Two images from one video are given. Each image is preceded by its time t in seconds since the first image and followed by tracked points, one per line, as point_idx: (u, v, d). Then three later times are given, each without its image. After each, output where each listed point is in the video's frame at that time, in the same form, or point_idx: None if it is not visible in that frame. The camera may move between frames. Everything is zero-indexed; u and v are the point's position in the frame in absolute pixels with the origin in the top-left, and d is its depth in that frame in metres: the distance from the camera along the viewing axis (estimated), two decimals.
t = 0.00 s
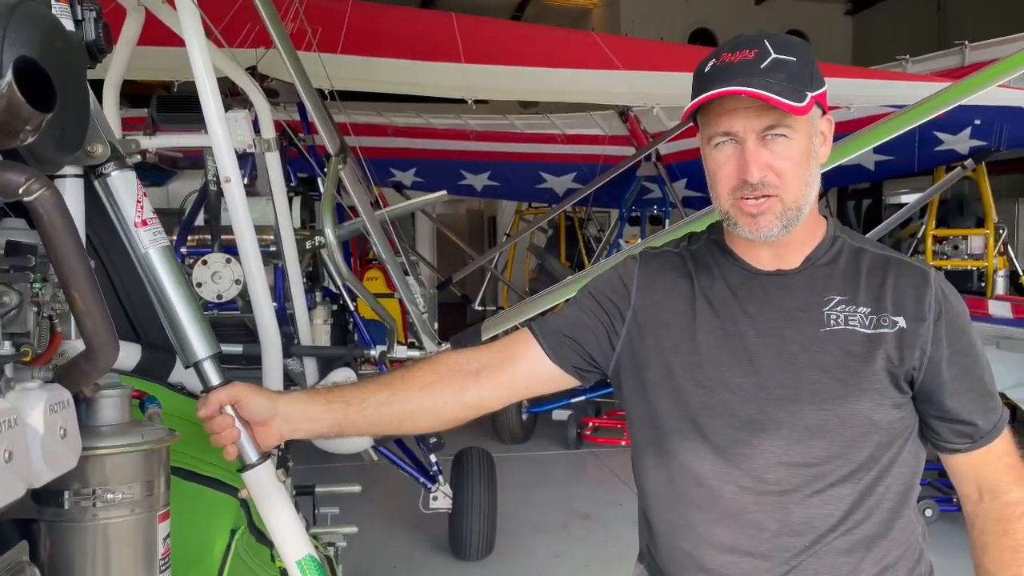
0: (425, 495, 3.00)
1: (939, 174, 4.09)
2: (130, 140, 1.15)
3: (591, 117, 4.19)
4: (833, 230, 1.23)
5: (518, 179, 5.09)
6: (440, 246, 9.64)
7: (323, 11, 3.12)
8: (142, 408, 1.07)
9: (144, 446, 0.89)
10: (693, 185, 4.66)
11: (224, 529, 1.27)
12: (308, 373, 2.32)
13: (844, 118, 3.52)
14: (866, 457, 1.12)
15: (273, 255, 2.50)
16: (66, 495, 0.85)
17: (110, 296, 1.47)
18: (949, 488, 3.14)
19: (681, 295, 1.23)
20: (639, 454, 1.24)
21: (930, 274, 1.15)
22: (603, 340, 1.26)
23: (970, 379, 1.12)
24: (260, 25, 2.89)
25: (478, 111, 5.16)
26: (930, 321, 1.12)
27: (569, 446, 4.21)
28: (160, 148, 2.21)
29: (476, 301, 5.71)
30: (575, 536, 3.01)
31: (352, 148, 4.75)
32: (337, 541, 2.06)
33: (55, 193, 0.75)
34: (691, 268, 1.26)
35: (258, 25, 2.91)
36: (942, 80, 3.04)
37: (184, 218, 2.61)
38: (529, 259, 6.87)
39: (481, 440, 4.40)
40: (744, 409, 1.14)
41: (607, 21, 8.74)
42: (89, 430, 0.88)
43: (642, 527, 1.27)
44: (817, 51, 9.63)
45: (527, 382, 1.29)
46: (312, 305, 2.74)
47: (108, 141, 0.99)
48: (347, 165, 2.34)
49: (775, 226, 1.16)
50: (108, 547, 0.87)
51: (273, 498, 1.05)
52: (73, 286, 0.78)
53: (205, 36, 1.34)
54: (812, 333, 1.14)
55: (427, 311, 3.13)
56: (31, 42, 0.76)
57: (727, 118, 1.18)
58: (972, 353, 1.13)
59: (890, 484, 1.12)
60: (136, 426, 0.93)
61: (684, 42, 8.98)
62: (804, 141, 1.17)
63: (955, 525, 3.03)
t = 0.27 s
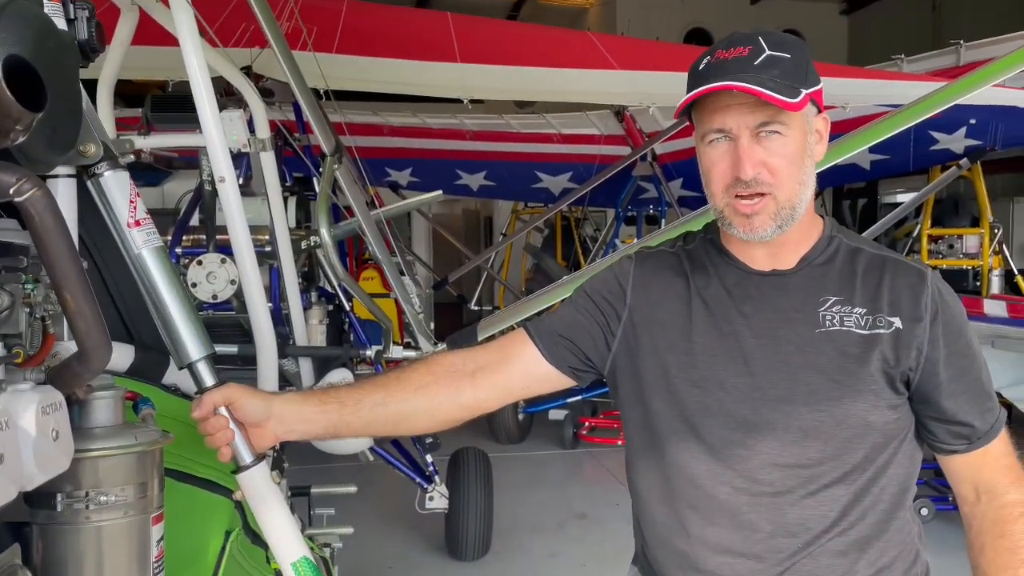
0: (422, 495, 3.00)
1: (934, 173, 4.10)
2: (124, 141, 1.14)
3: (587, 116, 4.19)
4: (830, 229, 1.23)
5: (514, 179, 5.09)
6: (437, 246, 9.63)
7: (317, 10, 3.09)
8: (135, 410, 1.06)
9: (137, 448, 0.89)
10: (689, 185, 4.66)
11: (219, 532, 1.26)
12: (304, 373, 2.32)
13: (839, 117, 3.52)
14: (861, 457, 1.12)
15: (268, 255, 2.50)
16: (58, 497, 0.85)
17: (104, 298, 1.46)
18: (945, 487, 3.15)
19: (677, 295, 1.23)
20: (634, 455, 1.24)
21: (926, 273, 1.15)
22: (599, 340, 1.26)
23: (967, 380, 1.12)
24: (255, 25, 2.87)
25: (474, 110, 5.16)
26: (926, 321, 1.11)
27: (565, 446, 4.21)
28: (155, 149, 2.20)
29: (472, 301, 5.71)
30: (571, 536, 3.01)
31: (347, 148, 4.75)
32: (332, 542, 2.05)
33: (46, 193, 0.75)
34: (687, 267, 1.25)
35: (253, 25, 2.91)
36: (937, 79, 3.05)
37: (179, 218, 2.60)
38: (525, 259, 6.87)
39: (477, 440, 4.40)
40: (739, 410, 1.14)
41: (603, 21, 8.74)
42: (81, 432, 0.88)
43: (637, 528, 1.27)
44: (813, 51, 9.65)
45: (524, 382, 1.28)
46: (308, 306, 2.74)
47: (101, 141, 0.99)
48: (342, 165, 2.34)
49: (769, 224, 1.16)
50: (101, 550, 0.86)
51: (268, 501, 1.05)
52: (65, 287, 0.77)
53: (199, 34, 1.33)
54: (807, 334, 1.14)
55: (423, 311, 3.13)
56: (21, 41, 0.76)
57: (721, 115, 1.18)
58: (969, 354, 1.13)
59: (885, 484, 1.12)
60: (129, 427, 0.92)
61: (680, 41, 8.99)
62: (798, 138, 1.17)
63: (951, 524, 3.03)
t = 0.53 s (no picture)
0: (419, 495, 2.99)
1: (930, 172, 4.11)
2: (118, 140, 1.14)
3: (583, 115, 4.19)
4: (827, 229, 1.22)
5: (510, 179, 5.09)
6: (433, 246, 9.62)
7: (312, 9, 3.05)
8: (129, 411, 1.06)
9: (132, 449, 0.89)
10: (685, 185, 4.67)
11: (214, 532, 1.25)
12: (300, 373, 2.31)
13: (835, 116, 3.53)
14: (857, 458, 1.11)
15: (264, 255, 2.50)
16: (52, 499, 0.84)
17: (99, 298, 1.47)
18: (942, 486, 3.15)
19: (672, 294, 1.23)
20: (630, 457, 1.24)
21: (923, 274, 1.15)
22: (596, 340, 1.26)
23: (963, 381, 1.13)
24: (251, 24, 2.87)
25: (471, 110, 5.15)
26: (923, 322, 1.11)
27: (562, 446, 4.21)
28: (150, 149, 2.20)
29: (469, 301, 5.71)
30: (569, 536, 3.01)
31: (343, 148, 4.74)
32: (329, 542, 2.05)
33: (39, 193, 0.74)
34: (683, 266, 1.25)
35: (249, 24, 2.90)
36: (934, 79, 3.05)
37: (175, 218, 2.60)
38: (521, 259, 6.87)
39: (474, 440, 4.39)
40: (735, 409, 1.14)
41: (599, 20, 8.74)
42: (76, 433, 0.87)
43: (633, 529, 1.27)
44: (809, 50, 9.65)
45: (519, 383, 1.28)
46: (304, 305, 2.74)
47: (95, 141, 0.98)
48: (338, 164, 2.34)
49: (766, 221, 1.16)
50: (95, 553, 0.86)
51: (263, 502, 1.04)
52: (59, 288, 0.77)
53: (193, 33, 1.32)
54: (803, 334, 1.14)
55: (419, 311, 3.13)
56: (13, 40, 0.76)
57: (717, 112, 1.18)
58: (966, 355, 1.13)
59: (880, 485, 1.12)
60: (124, 428, 0.91)
61: (676, 41, 8.98)
62: (795, 135, 1.17)
63: (948, 523, 3.04)
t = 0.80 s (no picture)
0: (416, 495, 2.99)
1: (926, 172, 4.12)
2: (113, 141, 1.13)
3: (580, 116, 4.17)
4: (824, 228, 1.21)
5: (507, 179, 5.09)
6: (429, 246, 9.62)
7: (309, 10, 3.09)
8: (123, 412, 1.05)
9: (126, 450, 0.88)
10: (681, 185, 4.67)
11: (208, 532, 1.25)
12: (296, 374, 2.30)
13: (831, 117, 3.53)
14: (852, 459, 1.11)
15: (260, 256, 2.50)
16: (45, 500, 0.84)
17: (91, 298, 1.44)
18: (938, 485, 3.16)
19: (666, 293, 1.23)
20: (626, 454, 1.24)
21: (921, 273, 1.14)
22: (590, 340, 1.26)
23: (960, 382, 1.12)
24: (246, 24, 2.86)
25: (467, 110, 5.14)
26: (919, 323, 1.11)
27: (559, 446, 4.21)
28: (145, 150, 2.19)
29: (466, 301, 5.71)
30: (566, 535, 3.01)
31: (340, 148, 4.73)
32: (326, 543, 2.05)
33: (31, 193, 0.74)
34: (679, 266, 1.25)
35: (244, 24, 2.89)
36: (930, 78, 3.06)
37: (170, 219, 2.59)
38: (518, 259, 6.87)
39: (471, 440, 4.39)
40: (730, 410, 1.14)
41: (596, 20, 8.74)
42: (69, 435, 0.87)
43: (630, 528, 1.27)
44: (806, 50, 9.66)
45: (515, 385, 1.28)
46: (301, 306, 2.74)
47: (89, 141, 0.98)
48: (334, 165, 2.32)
49: (714, 222, 1.16)
50: (89, 554, 0.85)
51: (257, 502, 1.04)
52: (51, 288, 0.76)
53: (188, 33, 1.32)
54: (797, 333, 1.14)
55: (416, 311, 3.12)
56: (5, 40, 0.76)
57: (682, 109, 1.19)
58: (964, 356, 1.13)
59: (875, 485, 1.12)
60: (117, 429, 0.91)
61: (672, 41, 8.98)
62: (755, 137, 1.14)
63: (945, 522, 3.05)
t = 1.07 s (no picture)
0: (412, 497, 2.98)
1: (922, 173, 4.12)
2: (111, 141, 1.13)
3: (578, 116, 4.17)
4: (839, 224, 1.13)
5: (504, 180, 5.10)
6: (428, 247, 9.63)
7: (306, 11, 3.06)
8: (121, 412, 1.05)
9: (121, 451, 0.88)
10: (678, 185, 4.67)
11: (205, 535, 1.26)
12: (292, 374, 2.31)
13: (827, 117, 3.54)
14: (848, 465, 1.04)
15: (256, 256, 2.49)
16: (42, 501, 0.84)
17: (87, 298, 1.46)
18: (935, 485, 3.16)
19: (672, 294, 1.21)
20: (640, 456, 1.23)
21: (941, 271, 1.03)
22: (603, 344, 1.27)
23: (985, 388, 0.99)
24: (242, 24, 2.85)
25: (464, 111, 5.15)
26: (934, 326, 1.01)
27: (556, 446, 4.21)
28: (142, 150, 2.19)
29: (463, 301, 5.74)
30: (563, 537, 3.01)
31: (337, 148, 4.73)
32: (323, 544, 2.05)
33: (27, 194, 0.74)
34: (690, 266, 1.22)
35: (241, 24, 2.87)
36: (925, 79, 3.07)
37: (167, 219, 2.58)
38: (516, 260, 6.88)
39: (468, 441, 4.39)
40: (722, 413, 1.09)
41: (594, 21, 8.77)
42: (65, 436, 0.87)
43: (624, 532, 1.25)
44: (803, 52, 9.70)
45: (538, 395, 1.32)
46: (297, 307, 2.73)
47: (84, 141, 0.98)
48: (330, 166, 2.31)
49: (703, 224, 1.14)
50: (85, 554, 0.85)
51: (255, 503, 1.04)
52: (47, 289, 0.76)
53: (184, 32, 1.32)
54: (799, 333, 1.07)
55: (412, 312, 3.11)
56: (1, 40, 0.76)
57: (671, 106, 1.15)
58: (993, 359, 0.99)
59: (873, 495, 1.04)
60: (113, 430, 0.91)
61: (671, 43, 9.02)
62: (730, 141, 1.08)
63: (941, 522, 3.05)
